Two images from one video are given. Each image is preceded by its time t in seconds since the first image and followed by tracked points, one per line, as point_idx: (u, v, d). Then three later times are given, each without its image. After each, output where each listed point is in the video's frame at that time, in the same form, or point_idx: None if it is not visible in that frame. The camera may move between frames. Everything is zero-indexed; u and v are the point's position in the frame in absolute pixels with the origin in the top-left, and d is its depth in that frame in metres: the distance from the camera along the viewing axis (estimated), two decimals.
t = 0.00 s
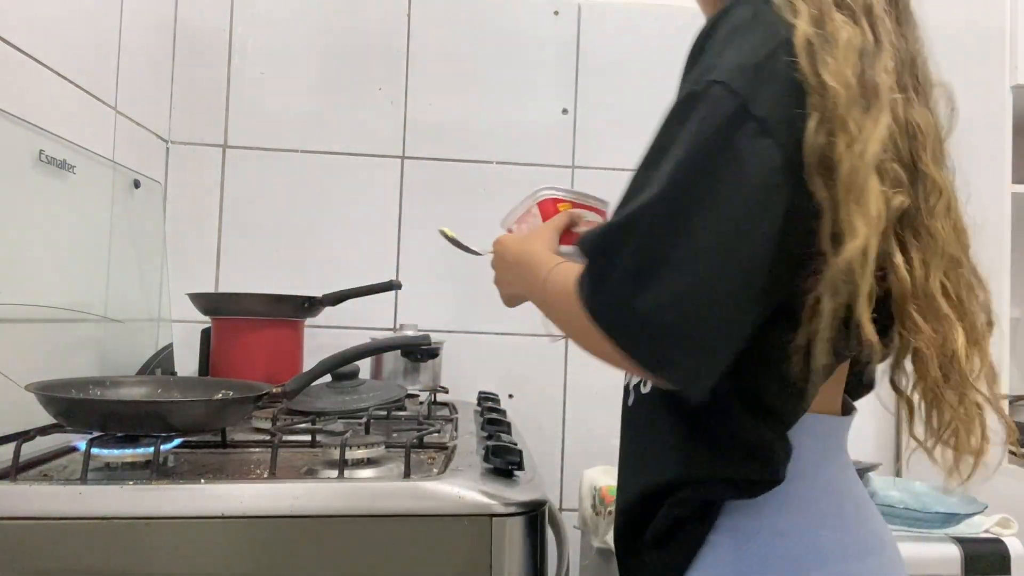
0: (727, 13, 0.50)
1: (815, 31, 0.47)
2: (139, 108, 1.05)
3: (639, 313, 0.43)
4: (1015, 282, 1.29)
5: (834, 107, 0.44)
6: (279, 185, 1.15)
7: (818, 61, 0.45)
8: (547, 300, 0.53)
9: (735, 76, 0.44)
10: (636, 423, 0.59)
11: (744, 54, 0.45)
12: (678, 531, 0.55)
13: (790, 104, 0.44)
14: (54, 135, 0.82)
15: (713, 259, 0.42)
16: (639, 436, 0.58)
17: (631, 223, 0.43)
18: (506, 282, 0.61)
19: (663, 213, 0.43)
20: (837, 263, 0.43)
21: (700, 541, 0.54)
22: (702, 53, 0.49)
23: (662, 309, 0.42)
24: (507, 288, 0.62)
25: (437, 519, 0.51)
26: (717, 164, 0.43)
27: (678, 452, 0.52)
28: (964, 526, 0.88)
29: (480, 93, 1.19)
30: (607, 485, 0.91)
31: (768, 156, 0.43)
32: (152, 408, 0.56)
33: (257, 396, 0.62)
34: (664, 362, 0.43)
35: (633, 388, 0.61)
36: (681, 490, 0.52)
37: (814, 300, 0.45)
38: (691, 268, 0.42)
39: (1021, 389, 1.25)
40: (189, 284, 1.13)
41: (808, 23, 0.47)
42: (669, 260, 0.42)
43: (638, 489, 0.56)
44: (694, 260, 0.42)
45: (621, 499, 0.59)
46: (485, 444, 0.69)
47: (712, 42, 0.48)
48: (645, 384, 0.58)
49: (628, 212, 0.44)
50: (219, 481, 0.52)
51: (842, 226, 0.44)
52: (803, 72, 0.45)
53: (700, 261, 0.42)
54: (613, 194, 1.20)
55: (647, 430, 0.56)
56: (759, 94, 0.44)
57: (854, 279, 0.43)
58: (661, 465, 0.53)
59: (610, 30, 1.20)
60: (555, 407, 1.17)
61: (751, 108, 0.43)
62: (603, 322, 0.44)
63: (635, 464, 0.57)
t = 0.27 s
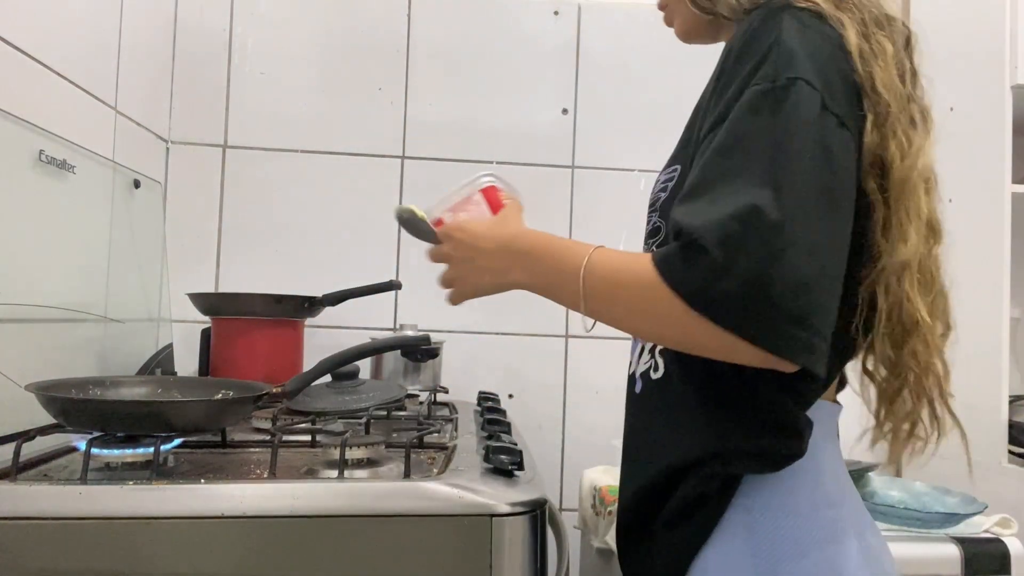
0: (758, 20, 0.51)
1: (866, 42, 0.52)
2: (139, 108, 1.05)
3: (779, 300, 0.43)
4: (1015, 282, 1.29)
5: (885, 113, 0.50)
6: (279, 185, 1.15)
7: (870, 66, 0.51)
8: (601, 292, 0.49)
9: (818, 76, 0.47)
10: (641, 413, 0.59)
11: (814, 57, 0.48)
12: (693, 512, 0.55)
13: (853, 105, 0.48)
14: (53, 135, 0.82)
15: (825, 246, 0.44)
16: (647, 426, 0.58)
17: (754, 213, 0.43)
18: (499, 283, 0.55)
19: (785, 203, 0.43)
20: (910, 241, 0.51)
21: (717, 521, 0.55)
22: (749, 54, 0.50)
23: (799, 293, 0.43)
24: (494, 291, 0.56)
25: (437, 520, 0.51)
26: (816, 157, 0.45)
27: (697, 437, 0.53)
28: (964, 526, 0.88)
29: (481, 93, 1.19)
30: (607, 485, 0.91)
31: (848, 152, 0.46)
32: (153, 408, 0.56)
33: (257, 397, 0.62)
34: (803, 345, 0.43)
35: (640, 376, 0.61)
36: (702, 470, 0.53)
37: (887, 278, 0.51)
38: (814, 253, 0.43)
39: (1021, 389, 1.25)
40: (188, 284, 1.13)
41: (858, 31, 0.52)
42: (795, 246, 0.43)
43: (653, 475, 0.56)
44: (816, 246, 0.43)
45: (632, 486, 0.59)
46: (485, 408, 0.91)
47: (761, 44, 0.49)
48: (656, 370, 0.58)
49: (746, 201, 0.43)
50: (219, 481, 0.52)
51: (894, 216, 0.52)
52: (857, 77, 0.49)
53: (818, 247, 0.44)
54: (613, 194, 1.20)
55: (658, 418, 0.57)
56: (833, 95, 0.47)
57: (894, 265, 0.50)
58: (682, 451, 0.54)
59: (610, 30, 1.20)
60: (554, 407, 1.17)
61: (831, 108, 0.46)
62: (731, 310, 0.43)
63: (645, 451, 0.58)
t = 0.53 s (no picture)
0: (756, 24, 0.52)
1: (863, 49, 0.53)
2: (139, 108, 1.05)
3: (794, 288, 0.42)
4: (1016, 282, 1.29)
5: (883, 117, 0.51)
6: (280, 185, 1.15)
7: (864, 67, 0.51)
8: (605, 300, 0.48)
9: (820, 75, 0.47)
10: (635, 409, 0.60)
11: (815, 54, 0.48)
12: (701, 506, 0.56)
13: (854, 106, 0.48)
14: (54, 135, 0.82)
15: (833, 238, 0.44)
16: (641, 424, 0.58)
17: (767, 203, 0.42)
18: (486, 303, 0.51)
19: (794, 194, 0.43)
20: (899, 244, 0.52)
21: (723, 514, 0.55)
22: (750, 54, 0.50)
23: (810, 283, 0.42)
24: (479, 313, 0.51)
25: (437, 519, 0.51)
26: (823, 151, 0.45)
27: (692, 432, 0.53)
28: (964, 526, 0.88)
29: (481, 93, 1.19)
30: (607, 486, 0.91)
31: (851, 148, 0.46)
32: (152, 407, 0.56)
33: (257, 397, 0.62)
34: (814, 332, 0.43)
35: (637, 371, 0.61)
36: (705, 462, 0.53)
37: (880, 279, 0.52)
38: (823, 243, 0.43)
39: (1021, 389, 1.25)
40: (188, 284, 1.13)
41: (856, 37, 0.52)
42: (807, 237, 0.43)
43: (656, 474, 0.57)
44: (826, 239, 0.43)
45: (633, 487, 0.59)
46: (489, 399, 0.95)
47: (762, 45, 0.49)
48: (654, 365, 0.59)
49: (758, 191, 0.43)
50: (220, 481, 0.52)
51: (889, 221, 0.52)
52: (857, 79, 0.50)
53: (825, 238, 0.43)
54: (613, 194, 1.20)
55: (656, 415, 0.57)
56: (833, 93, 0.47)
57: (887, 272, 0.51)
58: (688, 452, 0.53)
59: (610, 30, 1.20)
60: (554, 407, 1.17)
61: (834, 106, 0.46)
62: (746, 302, 0.42)
63: (643, 451, 0.58)
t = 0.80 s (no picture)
0: (774, 25, 0.51)
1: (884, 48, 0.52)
2: (139, 108, 1.05)
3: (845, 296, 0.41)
4: (1016, 282, 1.28)
5: (906, 118, 0.50)
6: (280, 185, 1.15)
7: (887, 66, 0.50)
8: (646, 304, 0.46)
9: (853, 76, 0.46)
10: (641, 412, 0.57)
11: (843, 55, 0.47)
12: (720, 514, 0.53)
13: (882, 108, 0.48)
14: (54, 135, 0.82)
15: (875, 242, 0.43)
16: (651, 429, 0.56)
17: (814, 210, 0.41)
18: (525, 301, 0.48)
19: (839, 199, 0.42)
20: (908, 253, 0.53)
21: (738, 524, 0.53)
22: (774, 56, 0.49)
23: (856, 291, 0.42)
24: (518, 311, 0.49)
25: (437, 520, 0.51)
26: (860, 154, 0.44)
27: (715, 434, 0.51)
28: (964, 526, 0.88)
29: (481, 93, 1.19)
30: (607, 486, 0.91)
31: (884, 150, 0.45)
32: (153, 408, 0.56)
33: (257, 397, 0.62)
34: (863, 340, 0.42)
35: (642, 371, 0.59)
36: (727, 465, 0.51)
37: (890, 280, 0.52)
38: (868, 249, 0.42)
39: (1021, 389, 1.25)
40: (189, 284, 1.13)
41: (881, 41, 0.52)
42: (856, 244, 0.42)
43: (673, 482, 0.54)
44: (869, 244, 0.43)
45: (644, 497, 0.56)
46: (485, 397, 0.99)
47: (786, 45, 0.49)
48: (661, 366, 0.56)
49: (804, 197, 0.42)
50: (220, 481, 0.52)
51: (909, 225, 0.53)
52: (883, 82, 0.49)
53: (868, 245, 0.43)
54: (613, 194, 1.20)
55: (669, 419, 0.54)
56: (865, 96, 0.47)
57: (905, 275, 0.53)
58: (717, 457, 0.51)
59: (609, 30, 1.20)
60: (554, 407, 1.17)
61: (869, 110, 0.46)
62: (795, 311, 0.41)
63: (653, 457, 0.55)
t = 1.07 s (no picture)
0: (859, 30, 0.46)
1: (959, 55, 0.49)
2: (139, 108, 1.05)
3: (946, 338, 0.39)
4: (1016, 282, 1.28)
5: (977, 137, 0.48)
6: (280, 185, 1.15)
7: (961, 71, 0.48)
8: (724, 331, 0.44)
9: (951, 95, 0.43)
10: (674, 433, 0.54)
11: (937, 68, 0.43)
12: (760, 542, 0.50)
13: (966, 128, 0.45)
14: (54, 135, 0.82)
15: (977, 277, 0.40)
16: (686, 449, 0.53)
17: (917, 244, 0.39)
18: (588, 319, 0.47)
19: (943, 233, 0.39)
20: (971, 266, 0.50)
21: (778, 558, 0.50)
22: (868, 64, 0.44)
23: (955, 327, 0.39)
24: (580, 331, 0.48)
25: (437, 519, 0.51)
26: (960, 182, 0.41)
27: (760, 456, 0.49)
28: (964, 526, 0.88)
29: (481, 94, 1.18)
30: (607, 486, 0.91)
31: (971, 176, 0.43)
32: (152, 407, 0.56)
33: (257, 397, 0.62)
34: (955, 379, 0.40)
35: (679, 389, 0.54)
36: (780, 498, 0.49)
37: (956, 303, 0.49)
38: (969, 287, 0.40)
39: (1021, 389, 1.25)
40: (189, 284, 1.13)
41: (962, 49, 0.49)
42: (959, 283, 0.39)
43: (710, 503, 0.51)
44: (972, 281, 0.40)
45: (676, 520, 0.53)
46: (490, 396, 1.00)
47: (872, 54, 0.44)
48: (705, 386, 0.52)
49: (907, 230, 0.39)
50: (220, 481, 0.52)
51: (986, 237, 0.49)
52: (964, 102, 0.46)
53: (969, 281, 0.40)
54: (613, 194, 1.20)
55: (704, 437, 0.51)
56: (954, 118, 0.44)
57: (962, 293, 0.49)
58: (770, 483, 0.48)
59: (609, 31, 1.20)
60: (554, 407, 1.17)
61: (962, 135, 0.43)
62: (893, 353, 0.39)
63: (688, 477, 0.52)
